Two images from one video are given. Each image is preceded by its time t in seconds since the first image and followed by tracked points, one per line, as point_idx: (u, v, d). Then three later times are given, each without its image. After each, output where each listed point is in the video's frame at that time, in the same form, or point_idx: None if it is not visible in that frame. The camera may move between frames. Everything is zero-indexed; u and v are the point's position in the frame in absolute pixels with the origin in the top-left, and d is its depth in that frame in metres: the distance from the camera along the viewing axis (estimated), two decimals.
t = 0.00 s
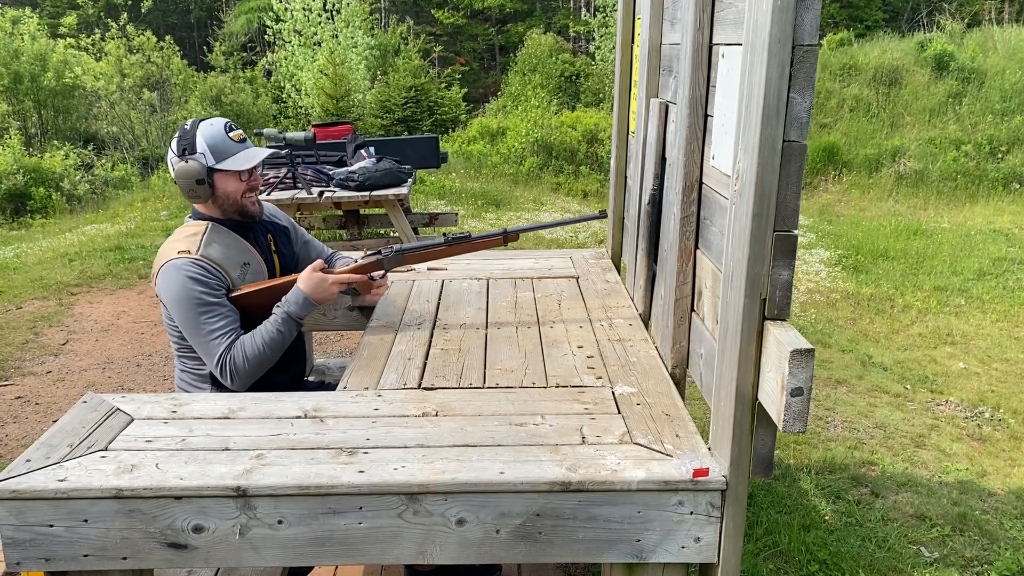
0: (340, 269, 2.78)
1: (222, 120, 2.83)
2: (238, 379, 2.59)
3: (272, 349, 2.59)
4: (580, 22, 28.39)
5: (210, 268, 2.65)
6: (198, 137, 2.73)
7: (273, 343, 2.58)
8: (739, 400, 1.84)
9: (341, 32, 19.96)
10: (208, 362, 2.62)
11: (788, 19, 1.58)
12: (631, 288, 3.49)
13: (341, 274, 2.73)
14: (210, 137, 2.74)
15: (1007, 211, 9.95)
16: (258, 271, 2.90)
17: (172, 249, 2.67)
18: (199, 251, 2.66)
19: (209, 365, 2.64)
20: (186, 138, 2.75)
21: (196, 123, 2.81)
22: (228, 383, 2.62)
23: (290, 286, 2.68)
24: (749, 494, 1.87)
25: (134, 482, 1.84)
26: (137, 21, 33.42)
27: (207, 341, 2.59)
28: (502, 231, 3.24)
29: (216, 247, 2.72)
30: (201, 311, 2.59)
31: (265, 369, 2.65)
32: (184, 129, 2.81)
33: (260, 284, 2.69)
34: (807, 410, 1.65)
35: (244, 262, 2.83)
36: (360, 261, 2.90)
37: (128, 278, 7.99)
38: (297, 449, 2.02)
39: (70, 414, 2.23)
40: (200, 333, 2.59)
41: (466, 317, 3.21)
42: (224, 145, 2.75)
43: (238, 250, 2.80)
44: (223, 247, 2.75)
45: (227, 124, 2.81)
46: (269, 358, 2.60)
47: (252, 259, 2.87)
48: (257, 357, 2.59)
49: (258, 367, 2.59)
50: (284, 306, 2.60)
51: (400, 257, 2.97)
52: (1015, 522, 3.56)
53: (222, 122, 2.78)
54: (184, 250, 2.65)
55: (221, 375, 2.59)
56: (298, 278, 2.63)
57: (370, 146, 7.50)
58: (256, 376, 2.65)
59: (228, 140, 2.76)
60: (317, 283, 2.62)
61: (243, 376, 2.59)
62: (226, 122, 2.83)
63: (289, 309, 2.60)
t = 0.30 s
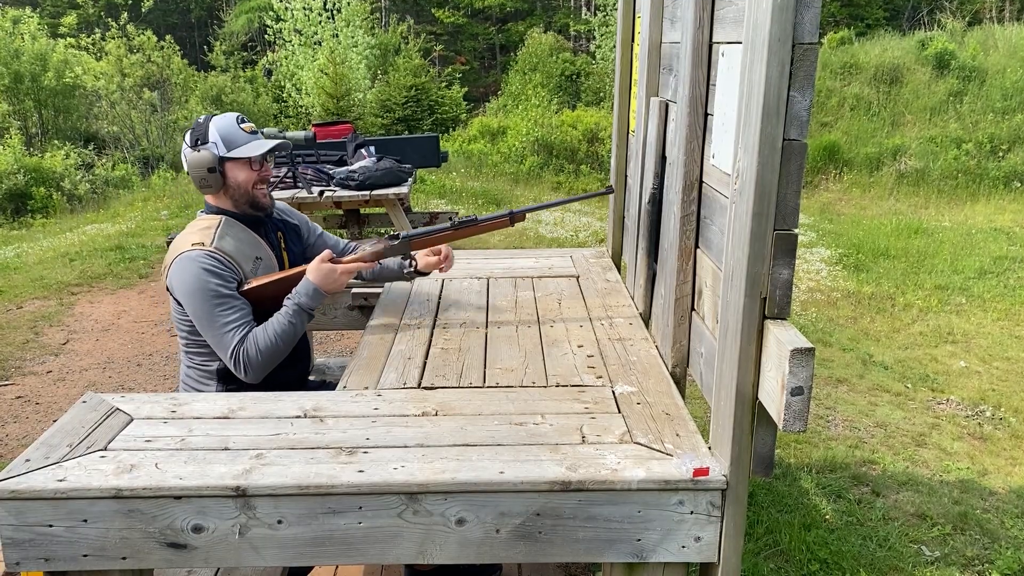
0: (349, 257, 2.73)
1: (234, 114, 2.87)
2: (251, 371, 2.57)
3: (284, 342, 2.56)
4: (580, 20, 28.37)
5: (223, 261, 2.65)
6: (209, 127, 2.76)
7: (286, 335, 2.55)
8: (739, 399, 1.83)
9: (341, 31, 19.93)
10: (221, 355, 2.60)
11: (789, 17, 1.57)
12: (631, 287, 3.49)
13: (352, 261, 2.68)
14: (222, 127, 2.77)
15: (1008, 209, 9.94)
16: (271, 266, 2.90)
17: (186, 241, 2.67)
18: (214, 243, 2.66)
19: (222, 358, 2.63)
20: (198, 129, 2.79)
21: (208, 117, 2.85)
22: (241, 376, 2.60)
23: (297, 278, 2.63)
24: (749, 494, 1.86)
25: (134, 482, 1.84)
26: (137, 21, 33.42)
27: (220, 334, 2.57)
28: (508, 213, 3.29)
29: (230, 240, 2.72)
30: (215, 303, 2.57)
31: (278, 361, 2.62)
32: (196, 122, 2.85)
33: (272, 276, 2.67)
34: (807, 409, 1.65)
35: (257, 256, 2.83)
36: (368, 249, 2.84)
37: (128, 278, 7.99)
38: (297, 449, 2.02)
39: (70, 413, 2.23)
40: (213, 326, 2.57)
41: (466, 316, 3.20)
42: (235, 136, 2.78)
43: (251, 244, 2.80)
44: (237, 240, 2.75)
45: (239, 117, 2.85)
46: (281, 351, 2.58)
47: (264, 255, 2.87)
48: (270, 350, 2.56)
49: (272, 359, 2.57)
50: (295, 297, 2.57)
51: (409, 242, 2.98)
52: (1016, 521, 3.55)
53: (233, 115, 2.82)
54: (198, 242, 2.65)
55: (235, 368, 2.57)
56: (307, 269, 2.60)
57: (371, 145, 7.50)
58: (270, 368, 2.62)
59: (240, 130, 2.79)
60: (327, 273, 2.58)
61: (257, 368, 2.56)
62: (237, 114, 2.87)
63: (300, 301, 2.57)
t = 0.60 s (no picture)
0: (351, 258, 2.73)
1: (236, 114, 2.88)
2: (252, 370, 2.56)
3: (285, 342, 2.55)
4: (581, 19, 28.37)
5: (227, 259, 2.65)
6: (209, 129, 2.79)
7: (287, 335, 2.54)
8: (739, 399, 1.83)
9: (341, 31, 19.86)
10: (223, 354, 2.60)
11: (788, 16, 1.57)
12: (632, 286, 3.48)
13: (352, 263, 2.67)
14: (220, 127, 2.78)
15: (1009, 208, 9.93)
16: (275, 266, 2.90)
17: (192, 239, 2.68)
18: (219, 242, 2.66)
19: (223, 356, 2.62)
20: (200, 131, 2.82)
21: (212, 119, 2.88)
22: (243, 375, 2.59)
23: (301, 277, 2.63)
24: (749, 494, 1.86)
25: (132, 482, 1.84)
26: (138, 20, 33.43)
27: (222, 332, 2.57)
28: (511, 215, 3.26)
29: (234, 239, 2.71)
30: (217, 302, 2.58)
31: (280, 361, 2.61)
32: (201, 124, 2.88)
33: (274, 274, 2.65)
34: (807, 409, 1.65)
35: (261, 255, 2.83)
36: (371, 249, 2.84)
37: (129, 278, 7.99)
38: (297, 449, 2.01)
39: (69, 413, 2.23)
40: (216, 325, 2.57)
41: (466, 316, 3.19)
42: (232, 135, 2.78)
43: (255, 244, 2.80)
44: (241, 239, 2.75)
45: (240, 116, 2.84)
46: (283, 351, 2.56)
47: (269, 254, 2.87)
48: (271, 349, 2.55)
49: (272, 359, 2.56)
50: (297, 296, 2.56)
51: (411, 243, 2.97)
52: (1017, 520, 3.55)
53: (233, 114, 2.82)
54: (203, 240, 2.65)
55: (235, 366, 2.57)
56: (309, 269, 2.59)
57: (371, 145, 7.50)
58: (272, 367, 2.62)
59: (237, 129, 2.78)
60: (328, 273, 2.57)
61: (257, 367, 2.56)
62: (239, 113, 2.86)
63: (301, 300, 2.56)
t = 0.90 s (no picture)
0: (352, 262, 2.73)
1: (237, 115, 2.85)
2: (247, 368, 2.56)
3: (282, 341, 2.55)
4: (582, 19, 28.38)
5: (227, 256, 2.65)
6: (206, 132, 2.80)
7: (284, 334, 2.53)
8: (739, 399, 1.83)
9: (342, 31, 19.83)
10: (219, 350, 2.60)
11: (788, 16, 1.56)
12: (632, 286, 3.47)
13: (354, 265, 2.67)
14: (215, 131, 2.78)
15: (1010, 208, 9.92)
16: (276, 265, 2.91)
17: (193, 237, 2.68)
18: (220, 239, 2.66)
19: (220, 353, 2.62)
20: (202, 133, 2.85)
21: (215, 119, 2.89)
22: (237, 372, 2.59)
23: (301, 276, 2.63)
24: (749, 494, 1.86)
25: (132, 483, 1.84)
26: (139, 20, 33.45)
27: (219, 329, 2.57)
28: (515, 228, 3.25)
29: (235, 237, 2.72)
30: (214, 299, 2.57)
31: (275, 360, 2.60)
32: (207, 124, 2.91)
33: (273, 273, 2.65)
34: (807, 409, 1.64)
35: (262, 254, 2.83)
36: (372, 252, 2.84)
37: (130, 278, 7.99)
38: (296, 449, 2.01)
39: (68, 413, 2.23)
40: (213, 322, 2.57)
41: (467, 316, 3.19)
42: (224, 140, 2.76)
43: (255, 243, 2.81)
44: (242, 237, 2.75)
45: (237, 118, 2.81)
46: (279, 350, 2.56)
47: (270, 252, 2.88)
48: (267, 348, 2.55)
49: (269, 357, 2.55)
50: (295, 296, 2.56)
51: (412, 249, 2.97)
52: (1018, 520, 3.54)
53: (229, 117, 2.80)
54: (204, 238, 2.65)
55: (231, 363, 2.56)
56: (310, 269, 2.59)
57: (372, 145, 7.49)
58: (267, 366, 2.61)
59: (230, 134, 2.76)
60: (329, 274, 2.57)
61: (253, 366, 2.55)
62: (239, 115, 2.83)
63: (300, 300, 2.55)
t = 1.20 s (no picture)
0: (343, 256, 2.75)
1: (228, 114, 2.83)
2: (243, 364, 2.54)
3: (277, 336, 2.52)
4: (583, 19, 28.37)
5: (219, 256, 2.65)
6: (196, 132, 2.80)
7: (279, 329, 2.51)
8: (740, 398, 1.82)
9: (342, 31, 19.85)
10: (214, 348, 2.59)
11: (789, 15, 1.56)
12: (633, 286, 3.48)
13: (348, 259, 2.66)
14: (204, 131, 2.77)
15: (1011, 207, 9.91)
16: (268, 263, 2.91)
17: (185, 237, 2.70)
18: (211, 239, 2.67)
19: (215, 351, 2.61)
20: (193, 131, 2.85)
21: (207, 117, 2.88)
22: (233, 369, 2.57)
23: (295, 273, 2.63)
24: (750, 494, 1.86)
25: (132, 483, 1.84)
26: (139, 20, 33.46)
27: (213, 326, 2.56)
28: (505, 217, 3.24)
29: (227, 237, 2.73)
30: (208, 296, 2.57)
31: (271, 357, 2.58)
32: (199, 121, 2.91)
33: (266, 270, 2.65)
34: (808, 409, 1.64)
35: (254, 254, 2.83)
36: (363, 247, 2.86)
37: (131, 278, 8.00)
38: (296, 449, 2.01)
39: (69, 414, 2.23)
40: (207, 320, 2.56)
41: (468, 316, 3.19)
42: (212, 141, 2.76)
43: (247, 242, 2.81)
44: (233, 237, 2.76)
45: (229, 118, 2.79)
46: (274, 346, 2.54)
47: (262, 251, 2.87)
48: (262, 344, 2.53)
49: (264, 353, 2.53)
50: (289, 291, 2.55)
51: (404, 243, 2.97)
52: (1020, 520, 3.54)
53: (220, 117, 2.79)
54: (196, 238, 2.66)
55: (226, 360, 2.55)
56: (304, 263, 2.58)
57: (372, 145, 7.49)
58: (263, 363, 2.59)
59: (219, 135, 2.75)
60: (322, 268, 2.57)
61: (248, 362, 2.53)
62: (230, 114, 2.80)
63: (294, 294, 2.54)
